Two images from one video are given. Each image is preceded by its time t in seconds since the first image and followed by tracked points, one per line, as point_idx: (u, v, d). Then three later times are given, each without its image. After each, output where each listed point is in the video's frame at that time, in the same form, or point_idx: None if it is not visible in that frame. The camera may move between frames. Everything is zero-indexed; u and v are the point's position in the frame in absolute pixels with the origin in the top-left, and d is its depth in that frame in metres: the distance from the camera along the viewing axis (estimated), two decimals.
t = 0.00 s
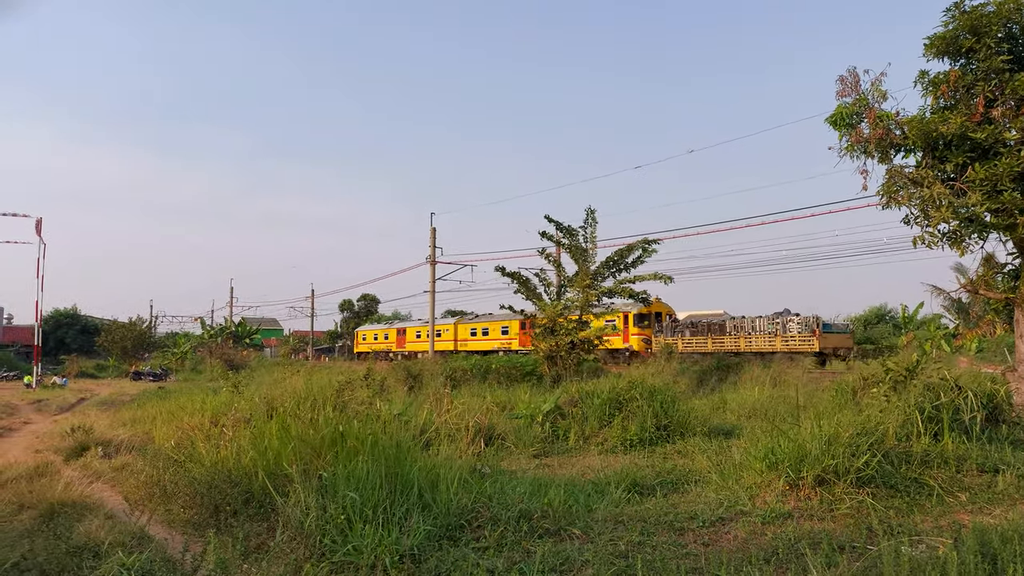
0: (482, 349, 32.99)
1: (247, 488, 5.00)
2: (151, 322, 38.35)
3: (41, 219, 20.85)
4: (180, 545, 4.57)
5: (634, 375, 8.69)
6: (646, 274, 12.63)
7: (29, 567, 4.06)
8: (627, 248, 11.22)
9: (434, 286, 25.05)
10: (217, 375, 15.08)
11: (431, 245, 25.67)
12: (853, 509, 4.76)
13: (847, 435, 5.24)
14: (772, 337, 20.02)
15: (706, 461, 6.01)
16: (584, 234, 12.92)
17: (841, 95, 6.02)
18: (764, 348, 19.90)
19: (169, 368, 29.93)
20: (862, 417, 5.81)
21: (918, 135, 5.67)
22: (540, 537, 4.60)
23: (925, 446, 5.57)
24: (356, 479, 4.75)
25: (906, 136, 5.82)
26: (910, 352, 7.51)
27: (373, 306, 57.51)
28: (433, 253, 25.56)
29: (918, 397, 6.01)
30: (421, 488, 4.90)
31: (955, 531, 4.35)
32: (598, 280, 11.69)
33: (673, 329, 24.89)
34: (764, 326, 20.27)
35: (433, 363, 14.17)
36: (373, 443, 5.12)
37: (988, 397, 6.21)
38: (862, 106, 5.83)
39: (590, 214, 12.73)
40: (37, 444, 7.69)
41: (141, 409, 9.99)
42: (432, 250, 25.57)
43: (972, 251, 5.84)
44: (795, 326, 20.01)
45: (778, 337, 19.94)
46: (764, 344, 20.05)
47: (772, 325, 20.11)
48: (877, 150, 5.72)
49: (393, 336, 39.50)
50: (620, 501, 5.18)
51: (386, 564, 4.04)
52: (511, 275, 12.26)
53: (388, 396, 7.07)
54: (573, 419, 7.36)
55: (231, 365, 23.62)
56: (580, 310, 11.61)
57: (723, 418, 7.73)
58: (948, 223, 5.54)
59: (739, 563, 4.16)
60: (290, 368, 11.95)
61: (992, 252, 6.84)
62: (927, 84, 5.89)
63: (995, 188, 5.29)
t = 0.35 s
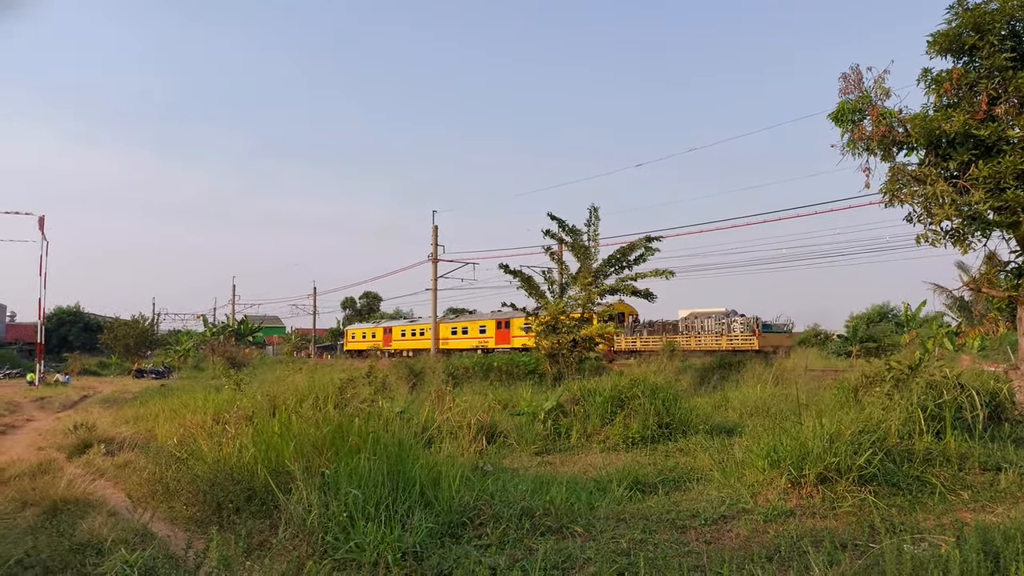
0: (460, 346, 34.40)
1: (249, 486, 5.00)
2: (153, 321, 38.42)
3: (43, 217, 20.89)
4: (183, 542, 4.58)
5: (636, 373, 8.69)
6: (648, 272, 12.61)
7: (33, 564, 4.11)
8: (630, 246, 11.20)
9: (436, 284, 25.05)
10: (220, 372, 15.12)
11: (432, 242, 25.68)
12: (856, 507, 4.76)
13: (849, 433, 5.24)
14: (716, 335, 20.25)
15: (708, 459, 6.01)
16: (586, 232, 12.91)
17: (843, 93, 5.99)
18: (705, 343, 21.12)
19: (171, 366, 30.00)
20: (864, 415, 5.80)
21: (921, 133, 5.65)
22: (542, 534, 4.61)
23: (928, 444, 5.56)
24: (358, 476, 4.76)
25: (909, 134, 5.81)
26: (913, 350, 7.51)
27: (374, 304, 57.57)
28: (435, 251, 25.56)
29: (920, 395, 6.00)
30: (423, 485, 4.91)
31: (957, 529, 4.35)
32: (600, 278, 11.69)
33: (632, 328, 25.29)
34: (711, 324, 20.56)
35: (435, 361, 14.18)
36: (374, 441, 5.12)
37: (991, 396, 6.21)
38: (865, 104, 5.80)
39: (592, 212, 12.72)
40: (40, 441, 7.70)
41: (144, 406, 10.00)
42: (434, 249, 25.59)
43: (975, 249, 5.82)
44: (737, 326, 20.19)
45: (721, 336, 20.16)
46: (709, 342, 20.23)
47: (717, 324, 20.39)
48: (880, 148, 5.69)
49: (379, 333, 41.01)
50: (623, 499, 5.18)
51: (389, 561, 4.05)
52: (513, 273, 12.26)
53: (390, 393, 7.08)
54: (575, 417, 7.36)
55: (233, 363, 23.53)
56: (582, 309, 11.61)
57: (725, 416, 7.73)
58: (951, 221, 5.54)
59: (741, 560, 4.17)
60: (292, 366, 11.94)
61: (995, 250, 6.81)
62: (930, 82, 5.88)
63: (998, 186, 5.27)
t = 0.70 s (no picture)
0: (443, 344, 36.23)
1: (253, 482, 5.02)
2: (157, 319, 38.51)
3: (46, 214, 20.87)
4: (188, 539, 4.59)
5: (640, 369, 8.70)
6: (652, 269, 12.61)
7: (38, 562, 4.17)
8: (633, 243, 11.19)
9: (439, 281, 25.02)
10: (224, 369, 15.15)
11: (435, 240, 25.69)
12: (860, 503, 4.76)
13: (854, 429, 5.23)
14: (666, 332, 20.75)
15: (712, 455, 6.00)
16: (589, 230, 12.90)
17: (847, 88, 5.96)
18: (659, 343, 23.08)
19: (175, 364, 30.07)
20: (868, 410, 5.79)
21: (925, 128, 5.64)
22: (546, 530, 4.62)
23: (933, 439, 5.55)
24: (363, 473, 4.77)
25: (913, 129, 5.79)
26: (917, 346, 7.50)
27: (377, 302, 57.61)
28: (438, 249, 25.52)
29: (924, 391, 5.99)
30: (427, 482, 4.91)
31: (962, 524, 4.34)
32: (604, 274, 11.69)
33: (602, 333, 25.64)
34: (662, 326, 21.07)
35: (439, 358, 14.18)
36: (378, 438, 5.13)
37: (995, 391, 6.21)
38: (869, 99, 5.77)
39: (596, 210, 12.71)
40: (45, 439, 7.72)
41: (149, 404, 10.02)
42: (438, 246, 25.58)
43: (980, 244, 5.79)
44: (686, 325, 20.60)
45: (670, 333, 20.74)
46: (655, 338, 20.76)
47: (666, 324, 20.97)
48: (884, 143, 5.66)
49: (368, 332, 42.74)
50: (627, 495, 5.18)
51: (393, 557, 4.06)
52: (516, 270, 12.25)
53: (393, 390, 7.08)
54: (579, 414, 7.37)
55: (236, 361, 23.54)
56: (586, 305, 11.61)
57: (729, 413, 7.73)
58: (956, 216, 5.53)
59: (746, 556, 4.17)
60: (295, 364, 11.95)
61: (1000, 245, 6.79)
62: (934, 77, 5.86)
63: (1003, 180, 5.23)
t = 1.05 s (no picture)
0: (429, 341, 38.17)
1: (257, 477, 5.03)
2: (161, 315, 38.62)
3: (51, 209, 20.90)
4: (192, 533, 4.61)
5: (644, 365, 8.69)
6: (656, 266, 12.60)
7: (43, 555, 4.21)
8: (637, 239, 11.16)
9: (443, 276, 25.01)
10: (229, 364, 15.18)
11: (439, 236, 25.69)
12: (863, 500, 4.76)
13: (858, 426, 5.22)
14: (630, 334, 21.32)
15: (715, 451, 6.00)
16: (593, 227, 12.88)
17: (852, 84, 5.92)
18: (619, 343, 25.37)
19: (179, 359, 30.18)
20: (872, 407, 5.78)
21: (930, 124, 5.61)
22: (549, 526, 4.63)
23: (936, 436, 5.54)
24: (365, 467, 4.78)
25: (919, 125, 5.76)
26: (921, 343, 7.48)
27: (380, 298, 57.68)
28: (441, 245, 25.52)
29: (928, 388, 5.97)
30: (430, 477, 4.92)
31: (965, 521, 4.33)
32: (607, 271, 11.68)
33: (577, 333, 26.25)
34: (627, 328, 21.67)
35: (442, 353, 14.19)
36: (381, 433, 5.13)
37: (999, 388, 6.20)
38: (874, 95, 5.74)
39: (600, 206, 12.70)
40: (50, 433, 7.74)
41: (153, 398, 10.05)
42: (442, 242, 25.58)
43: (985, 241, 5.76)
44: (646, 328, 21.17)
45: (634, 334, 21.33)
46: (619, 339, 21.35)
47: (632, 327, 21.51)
48: (889, 140, 5.63)
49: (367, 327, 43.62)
50: (629, 491, 5.17)
51: (396, 551, 4.07)
52: (520, 267, 12.24)
53: (397, 385, 7.09)
54: (582, 410, 7.37)
55: (239, 356, 23.58)
56: (589, 302, 11.61)
57: (732, 409, 7.72)
58: (961, 213, 5.51)
59: (749, 553, 4.17)
60: (298, 359, 11.96)
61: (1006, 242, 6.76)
62: (940, 73, 5.83)
63: (1009, 177, 5.20)
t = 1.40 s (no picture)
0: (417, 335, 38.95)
1: (262, 470, 5.04)
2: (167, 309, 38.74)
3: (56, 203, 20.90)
4: (197, 525, 4.63)
5: (648, 360, 8.68)
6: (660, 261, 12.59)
7: (49, 546, 4.27)
8: (642, 234, 11.15)
9: (449, 270, 25.15)
10: (234, 358, 15.24)
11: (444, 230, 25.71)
12: (868, 495, 4.75)
13: (862, 421, 5.21)
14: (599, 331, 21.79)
15: (719, 446, 5.99)
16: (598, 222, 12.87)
17: (858, 78, 5.89)
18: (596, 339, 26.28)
19: (183, 353, 30.28)
20: (877, 402, 5.77)
21: (937, 119, 5.59)
22: (553, 519, 4.64)
23: (941, 431, 5.53)
24: (370, 461, 4.79)
25: (925, 119, 5.74)
26: (926, 338, 7.46)
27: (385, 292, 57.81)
28: (446, 240, 25.54)
29: (934, 383, 5.96)
30: (435, 471, 4.93)
31: (970, 517, 4.33)
32: (612, 266, 11.67)
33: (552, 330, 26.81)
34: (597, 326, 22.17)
35: (446, 347, 14.21)
36: (385, 427, 5.14)
37: (1005, 383, 6.18)
38: (880, 89, 5.72)
39: (605, 201, 12.69)
40: (56, 426, 7.77)
41: (158, 391, 10.08)
42: (446, 236, 25.60)
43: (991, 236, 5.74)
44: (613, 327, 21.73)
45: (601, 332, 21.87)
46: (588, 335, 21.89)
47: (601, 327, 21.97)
48: (895, 134, 5.60)
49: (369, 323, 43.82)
50: (633, 485, 5.17)
51: (401, 544, 4.07)
52: (523, 262, 12.24)
53: (401, 379, 7.10)
54: (586, 404, 7.37)
55: (243, 350, 23.65)
56: (593, 297, 11.61)
57: (736, 404, 7.72)
58: (967, 208, 5.49)
59: (753, 547, 4.17)
60: (302, 353, 11.98)
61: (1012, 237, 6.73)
62: (946, 67, 5.81)
63: (1016, 171, 5.18)
